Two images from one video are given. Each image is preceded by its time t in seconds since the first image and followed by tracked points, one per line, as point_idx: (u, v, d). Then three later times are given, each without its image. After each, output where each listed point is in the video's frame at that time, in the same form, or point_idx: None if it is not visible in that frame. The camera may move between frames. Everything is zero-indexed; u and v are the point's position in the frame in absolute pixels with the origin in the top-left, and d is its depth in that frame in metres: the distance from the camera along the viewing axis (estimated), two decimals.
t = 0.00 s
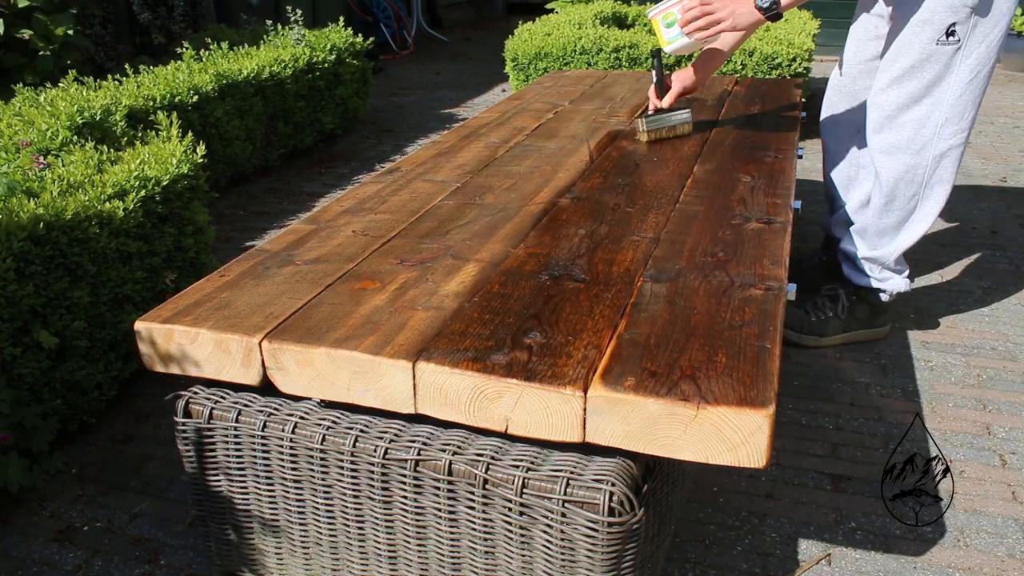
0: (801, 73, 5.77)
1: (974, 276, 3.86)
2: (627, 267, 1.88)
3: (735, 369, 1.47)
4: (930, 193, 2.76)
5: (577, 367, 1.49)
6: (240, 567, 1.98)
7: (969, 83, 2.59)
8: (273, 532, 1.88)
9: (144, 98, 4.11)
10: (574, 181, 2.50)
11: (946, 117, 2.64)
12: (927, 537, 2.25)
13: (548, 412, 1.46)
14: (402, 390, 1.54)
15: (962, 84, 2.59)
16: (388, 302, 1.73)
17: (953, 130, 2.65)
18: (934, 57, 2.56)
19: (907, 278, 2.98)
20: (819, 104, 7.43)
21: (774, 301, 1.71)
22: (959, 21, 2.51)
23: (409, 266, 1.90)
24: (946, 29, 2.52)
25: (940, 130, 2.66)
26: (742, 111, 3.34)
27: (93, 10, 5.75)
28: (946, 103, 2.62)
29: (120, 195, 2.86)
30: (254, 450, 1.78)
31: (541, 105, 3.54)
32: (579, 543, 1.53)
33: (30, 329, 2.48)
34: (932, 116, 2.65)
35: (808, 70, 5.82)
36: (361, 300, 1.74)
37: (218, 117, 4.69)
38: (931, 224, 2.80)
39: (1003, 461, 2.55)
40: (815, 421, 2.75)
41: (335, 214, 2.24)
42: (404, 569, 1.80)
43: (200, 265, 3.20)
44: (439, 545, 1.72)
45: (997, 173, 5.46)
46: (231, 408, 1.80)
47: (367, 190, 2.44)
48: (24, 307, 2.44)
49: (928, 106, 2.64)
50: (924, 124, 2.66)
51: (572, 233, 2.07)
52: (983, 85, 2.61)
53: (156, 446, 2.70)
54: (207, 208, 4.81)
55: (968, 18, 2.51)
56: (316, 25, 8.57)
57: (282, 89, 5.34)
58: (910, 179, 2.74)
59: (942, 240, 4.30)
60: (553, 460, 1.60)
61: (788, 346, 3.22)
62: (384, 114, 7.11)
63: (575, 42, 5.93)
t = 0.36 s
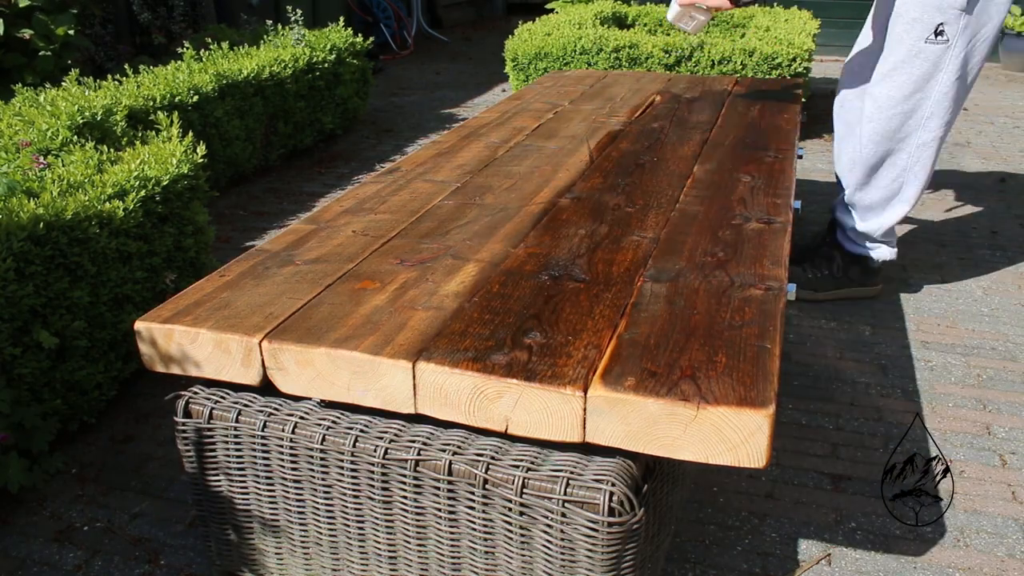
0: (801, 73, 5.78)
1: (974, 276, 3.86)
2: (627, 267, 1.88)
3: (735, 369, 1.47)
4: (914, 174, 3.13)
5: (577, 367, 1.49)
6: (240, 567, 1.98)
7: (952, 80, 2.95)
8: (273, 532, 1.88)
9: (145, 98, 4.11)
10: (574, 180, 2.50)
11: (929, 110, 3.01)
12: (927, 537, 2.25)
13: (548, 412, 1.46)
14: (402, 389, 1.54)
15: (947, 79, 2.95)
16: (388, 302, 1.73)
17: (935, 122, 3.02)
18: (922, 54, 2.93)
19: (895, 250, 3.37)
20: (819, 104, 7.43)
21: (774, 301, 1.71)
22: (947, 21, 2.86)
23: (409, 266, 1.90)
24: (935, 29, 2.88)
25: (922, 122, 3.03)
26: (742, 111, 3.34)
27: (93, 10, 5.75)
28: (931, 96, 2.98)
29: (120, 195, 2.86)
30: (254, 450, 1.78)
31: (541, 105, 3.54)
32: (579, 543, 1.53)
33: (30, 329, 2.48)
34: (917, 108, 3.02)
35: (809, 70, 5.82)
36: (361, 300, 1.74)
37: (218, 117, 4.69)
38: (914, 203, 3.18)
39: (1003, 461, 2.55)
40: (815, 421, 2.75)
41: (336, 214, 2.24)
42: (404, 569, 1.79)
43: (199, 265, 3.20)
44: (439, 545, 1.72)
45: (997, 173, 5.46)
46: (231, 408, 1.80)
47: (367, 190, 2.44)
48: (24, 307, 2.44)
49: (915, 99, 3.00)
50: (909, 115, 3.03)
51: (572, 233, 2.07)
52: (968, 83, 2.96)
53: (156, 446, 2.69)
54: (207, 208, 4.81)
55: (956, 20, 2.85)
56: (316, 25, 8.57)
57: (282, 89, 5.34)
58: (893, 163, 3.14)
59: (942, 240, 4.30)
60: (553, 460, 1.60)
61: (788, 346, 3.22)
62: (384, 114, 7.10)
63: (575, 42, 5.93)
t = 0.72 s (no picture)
0: (801, 73, 5.78)
1: (974, 276, 3.86)
2: (628, 267, 1.88)
3: (735, 369, 1.47)
4: (914, 164, 3.12)
5: (577, 367, 1.49)
6: (240, 567, 1.98)
7: (951, 67, 2.94)
8: (273, 532, 1.88)
9: (145, 98, 4.11)
10: (574, 180, 2.50)
11: (929, 98, 3.00)
12: (927, 537, 2.25)
13: (548, 412, 1.46)
14: (402, 389, 1.54)
15: (944, 66, 2.94)
16: (388, 302, 1.73)
17: (936, 109, 3.01)
18: (919, 43, 2.92)
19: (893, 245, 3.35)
20: (819, 104, 7.43)
21: (774, 301, 1.71)
22: (941, 10, 2.85)
23: (409, 266, 1.90)
24: (930, 18, 2.86)
25: (923, 110, 3.02)
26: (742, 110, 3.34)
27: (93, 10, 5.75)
28: (928, 84, 2.97)
29: (120, 195, 2.86)
30: (253, 450, 1.78)
31: (541, 105, 3.54)
32: (579, 543, 1.53)
33: (30, 329, 2.48)
34: (917, 96, 3.01)
35: (808, 70, 5.82)
36: (361, 300, 1.75)
37: (218, 117, 4.69)
38: (916, 191, 3.16)
39: (1003, 461, 2.55)
40: (814, 421, 2.75)
41: (335, 214, 2.24)
42: (404, 569, 1.79)
43: (200, 265, 3.20)
44: (439, 545, 1.72)
45: (997, 173, 5.46)
46: (231, 408, 1.80)
47: (367, 190, 2.44)
48: (24, 307, 2.44)
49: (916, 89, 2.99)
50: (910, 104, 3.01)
51: (572, 233, 2.07)
52: (967, 69, 2.95)
53: (156, 446, 2.70)
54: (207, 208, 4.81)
55: (950, 8, 2.84)
56: (316, 25, 8.56)
57: (282, 89, 5.34)
58: (896, 153, 3.12)
59: (941, 240, 4.30)
60: (553, 460, 1.60)
61: (788, 346, 3.22)
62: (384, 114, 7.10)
63: (575, 42, 5.93)
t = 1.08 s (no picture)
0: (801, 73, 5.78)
1: (974, 276, 3.86)
2: (627, 267, 1.87)
3: (735, 369, 1.47)
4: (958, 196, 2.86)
5: (577, 368, 1.49)
6: (240, 567, 1.97)
7: (988, 92, 2.75)
8: (273, 532, 1.88)
9: (145, 98, 4.11)
10: (574, 180, 2.50)
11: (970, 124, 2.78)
12: (927, 537, 2.25)
13: (548, 412, 1.46)
14: (402, 389, 1.54)
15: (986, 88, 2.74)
16: (388, 302, 1.73)
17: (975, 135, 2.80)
18: (970, 62, 2.68)
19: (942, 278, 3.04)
20: (819, 104, 7.43)
21: (774, 301, 1.71)
22: (994, 28, 2.63)
23: (409, 266, 1.90)
24: (982, 36, 2.64)
25: (962, 140, 2.78)
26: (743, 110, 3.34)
27: (92, 10, 5.75)
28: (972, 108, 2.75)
29: (120, 195, 2.86)
30: (253, 450, 1.78)
31: (541, 105, 3.54)
32: (579, 543, 1.53)
33: (30, 329, 2.48)
34: (959, 122, 2.76)
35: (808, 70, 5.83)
36: (360, 300, 1.74)
37: (218, 117, 4.69)
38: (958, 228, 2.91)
39: (1003, 461, 2.55)
40: (814, 422, 2.75)
41: (336, 214, 2.24)
42: (404, 569, 1.79)
43: (200, 265, 3.20)
44: (439, 545, 1.72)
45: (997, 173, 5.46)
46: (231, 408, 1.80)
47: (367, 190, 2.44)
48: (24, 307, 2.44)
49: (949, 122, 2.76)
50: (947, 135, 2.77)
51: (572, 233, 2.07)
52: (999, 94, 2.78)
53: (156, 446, 2.69)
54: (207, 208, 4.81)
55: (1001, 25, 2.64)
56: (316, 25, 8.56)
57: (282, 89, 5.34)
58: (934, 189, 2.85)
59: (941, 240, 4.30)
60: (553, 460, 1.60)
61: (788, 346, 3.22)
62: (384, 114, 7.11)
63: (575, 42, 5.93)
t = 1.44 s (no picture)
0: (802, 73, 5.79)
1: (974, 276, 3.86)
2: (627, 268, 1.87)
3: (735, 369, 1.47)
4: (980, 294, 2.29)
5: (577, 367, 1.49)
6: (240, 568, 1.97)
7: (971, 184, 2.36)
8: (273, 532, 1.88)
9: (145, 98, 4.11)
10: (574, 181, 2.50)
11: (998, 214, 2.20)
12: (927, 537, 2.25)
13: (548, 412, 1.46)
14: (402, 390, 1.54)
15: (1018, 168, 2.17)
16: (388, 302, 1.73)
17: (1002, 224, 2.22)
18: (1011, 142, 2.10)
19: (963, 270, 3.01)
20: (819, 104, 7.43)
21: (774, 302, 1.71)
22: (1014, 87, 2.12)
23: (409, 266, 1.90)
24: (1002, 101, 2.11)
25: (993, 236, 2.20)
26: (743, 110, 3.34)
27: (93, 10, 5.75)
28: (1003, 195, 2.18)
29: (120, 195, 2.86)
30: (254, 450, 1.78)
31: (541, 105, 3.54)
32: (579, 543, 1.53)
33: (30, 329, 2.48)
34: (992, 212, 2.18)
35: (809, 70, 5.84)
36: (361, 300, 1.75)
37: (218, 117, 4.69)
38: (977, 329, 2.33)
39: (1003, 461, 2.55)
40: (814, 423, 2.75)
41: (336, 214, 2.24)
42: (404, 569, 1.79)
43: (200, 265, 3.20)
44: (439, 545, 1.72)
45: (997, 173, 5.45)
46: (231, 408, 1.80)
47: (367, 190, 2.44)
48: (24, 307, 2.44)
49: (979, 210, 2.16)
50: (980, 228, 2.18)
51: (572, 234, 2.07)
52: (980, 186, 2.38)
53: (156, 446, 2.70)
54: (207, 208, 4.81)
55: None
56: (316, 25, 8.56)
57: (282, 89, 5.34)
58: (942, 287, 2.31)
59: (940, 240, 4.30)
60: (553, 460, 1.60)
61: (788, 347, 3.22)
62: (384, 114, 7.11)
63: (575, 42, 5.93)
